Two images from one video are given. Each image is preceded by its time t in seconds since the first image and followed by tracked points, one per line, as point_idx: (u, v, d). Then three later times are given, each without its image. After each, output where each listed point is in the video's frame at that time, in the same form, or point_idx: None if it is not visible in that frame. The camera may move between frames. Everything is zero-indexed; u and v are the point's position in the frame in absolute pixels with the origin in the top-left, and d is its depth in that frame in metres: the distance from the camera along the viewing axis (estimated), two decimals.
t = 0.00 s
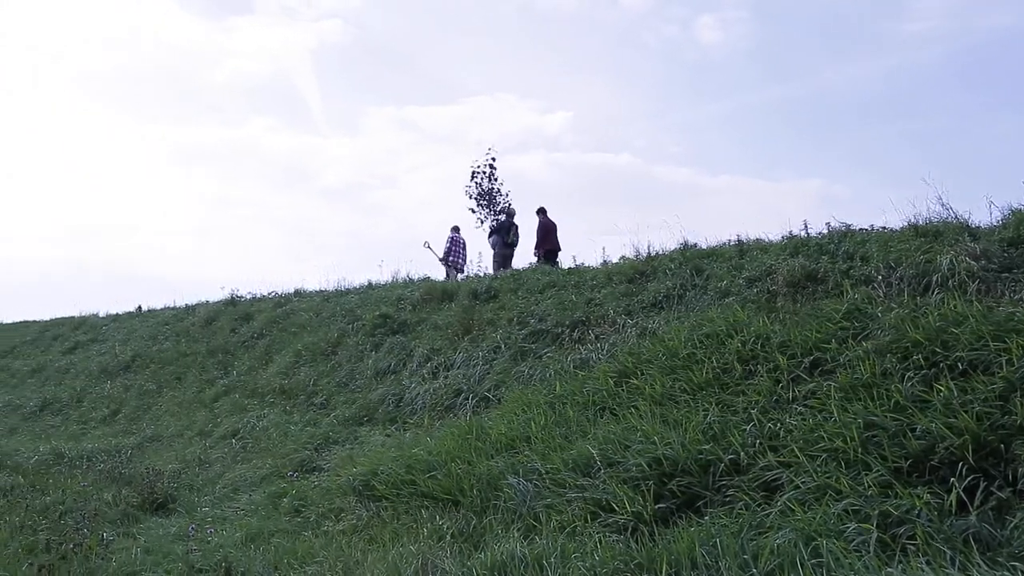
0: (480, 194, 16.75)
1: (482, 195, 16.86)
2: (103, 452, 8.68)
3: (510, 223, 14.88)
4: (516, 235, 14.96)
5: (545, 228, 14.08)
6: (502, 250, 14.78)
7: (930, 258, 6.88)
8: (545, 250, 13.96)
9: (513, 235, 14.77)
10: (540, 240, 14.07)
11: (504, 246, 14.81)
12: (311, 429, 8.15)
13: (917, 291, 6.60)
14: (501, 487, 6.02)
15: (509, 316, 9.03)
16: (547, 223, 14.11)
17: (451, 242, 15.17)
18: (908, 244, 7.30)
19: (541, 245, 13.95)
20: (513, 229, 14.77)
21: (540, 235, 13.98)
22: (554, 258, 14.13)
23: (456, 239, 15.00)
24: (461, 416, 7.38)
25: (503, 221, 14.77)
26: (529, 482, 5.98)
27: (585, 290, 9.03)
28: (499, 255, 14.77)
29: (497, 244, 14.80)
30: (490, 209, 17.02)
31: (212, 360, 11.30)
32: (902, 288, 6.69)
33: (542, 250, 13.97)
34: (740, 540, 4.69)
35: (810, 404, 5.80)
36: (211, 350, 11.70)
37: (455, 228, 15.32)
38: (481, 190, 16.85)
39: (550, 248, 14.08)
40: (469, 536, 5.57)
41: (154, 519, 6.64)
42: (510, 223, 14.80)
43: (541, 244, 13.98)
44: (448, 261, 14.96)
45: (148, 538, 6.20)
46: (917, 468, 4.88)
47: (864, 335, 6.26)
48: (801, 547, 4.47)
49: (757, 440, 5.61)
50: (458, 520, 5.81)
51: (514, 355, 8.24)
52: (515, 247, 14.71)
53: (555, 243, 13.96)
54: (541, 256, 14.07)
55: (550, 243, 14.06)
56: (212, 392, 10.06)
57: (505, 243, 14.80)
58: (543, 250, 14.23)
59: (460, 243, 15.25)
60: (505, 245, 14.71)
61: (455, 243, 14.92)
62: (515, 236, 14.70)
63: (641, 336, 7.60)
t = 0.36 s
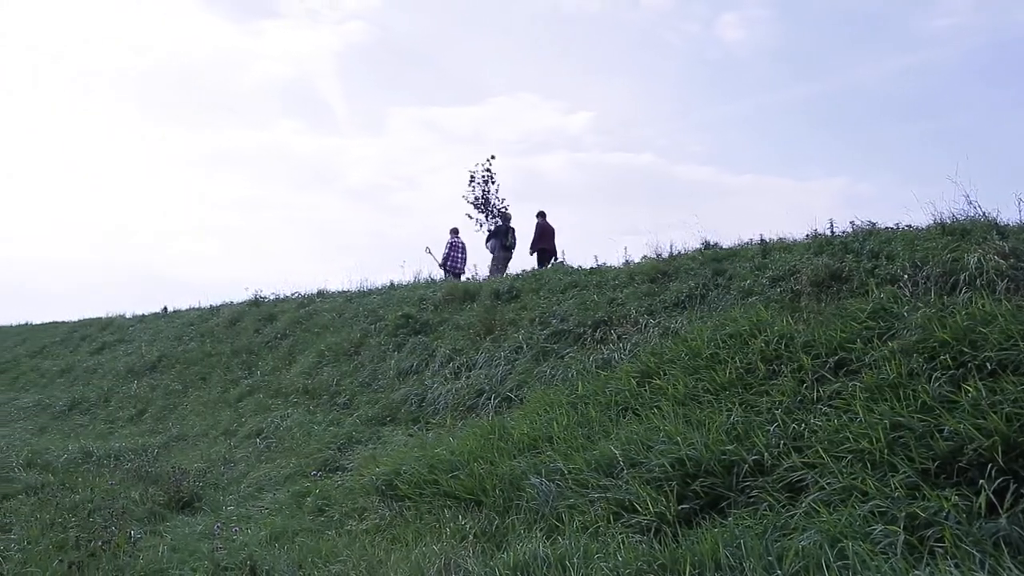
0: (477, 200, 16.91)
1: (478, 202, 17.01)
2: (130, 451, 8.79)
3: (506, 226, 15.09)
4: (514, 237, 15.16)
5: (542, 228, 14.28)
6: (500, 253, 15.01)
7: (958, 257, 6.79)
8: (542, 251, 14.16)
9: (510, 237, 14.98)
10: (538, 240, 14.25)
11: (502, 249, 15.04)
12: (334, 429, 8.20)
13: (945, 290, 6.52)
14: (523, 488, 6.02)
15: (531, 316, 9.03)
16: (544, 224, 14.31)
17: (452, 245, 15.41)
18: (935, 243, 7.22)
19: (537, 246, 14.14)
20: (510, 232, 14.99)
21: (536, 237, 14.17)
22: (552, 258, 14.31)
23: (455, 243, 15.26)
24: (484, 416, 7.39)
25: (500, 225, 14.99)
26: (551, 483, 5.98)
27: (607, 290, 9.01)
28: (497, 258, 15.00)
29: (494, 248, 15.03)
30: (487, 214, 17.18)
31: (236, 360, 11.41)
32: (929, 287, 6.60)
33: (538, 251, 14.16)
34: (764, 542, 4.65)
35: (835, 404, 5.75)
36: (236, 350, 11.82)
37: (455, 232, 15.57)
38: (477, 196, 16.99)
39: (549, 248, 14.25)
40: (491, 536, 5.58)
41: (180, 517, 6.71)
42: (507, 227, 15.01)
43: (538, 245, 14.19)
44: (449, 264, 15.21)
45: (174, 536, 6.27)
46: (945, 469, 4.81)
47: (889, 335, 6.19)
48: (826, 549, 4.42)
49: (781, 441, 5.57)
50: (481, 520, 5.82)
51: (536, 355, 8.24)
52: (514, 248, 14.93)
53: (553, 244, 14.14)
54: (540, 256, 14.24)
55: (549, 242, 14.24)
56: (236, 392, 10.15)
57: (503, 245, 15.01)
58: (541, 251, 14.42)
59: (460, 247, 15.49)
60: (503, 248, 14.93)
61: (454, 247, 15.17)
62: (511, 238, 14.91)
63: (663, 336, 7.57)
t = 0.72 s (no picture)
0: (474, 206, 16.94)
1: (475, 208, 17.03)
2: (155, 450, 8.90)
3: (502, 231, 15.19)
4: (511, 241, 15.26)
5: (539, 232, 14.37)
6: (497, 258, 15.12)
7: (984, 256, 6.70)
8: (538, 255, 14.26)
9: (506, 242, 15.08)
10: (534, 245, 14.36)
11: (499, 254, 15.14)
12: (356, 429, 8.25)
13: (971, 289, 6.43)
14: (545, 488, 6.03)
15: (552, 317, 9.04)
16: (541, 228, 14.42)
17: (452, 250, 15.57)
18: (961, 241, 7.14)
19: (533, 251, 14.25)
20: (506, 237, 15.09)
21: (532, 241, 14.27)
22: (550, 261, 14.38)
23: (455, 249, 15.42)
24: (505, 416, 7.41)
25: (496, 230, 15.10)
26: (573, 483, 5.97)
27: (628, 290, 9.00)
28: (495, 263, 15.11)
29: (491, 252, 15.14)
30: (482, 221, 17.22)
31: (259, 360, 11.51)
32: (955, 287, 6.52)
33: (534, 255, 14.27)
34: (788, 543, 4.62)
35: (859, 405, 5.70)
36: (258, 350, 11.92)
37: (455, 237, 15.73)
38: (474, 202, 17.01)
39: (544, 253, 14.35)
40: (513, 536, 5.58)
41: (205, 516, 6.77)
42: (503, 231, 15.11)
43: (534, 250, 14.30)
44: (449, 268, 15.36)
45: (199, 535, 6.33)
46: (972, 471, 4.75)
47: (914, 335, 6.13)
48: (851, 550, 4.37)
49: (805, 442, 5.53)
50: (502, 520, 5.83)
51: (557, 356, 8.23)
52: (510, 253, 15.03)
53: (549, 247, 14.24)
54: (534, 262, 14.36)
55: (544, 248, 14.33)
56: (259, 392, 10.24)
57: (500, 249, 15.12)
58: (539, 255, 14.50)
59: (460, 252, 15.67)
60: (500, 252, 15.04)
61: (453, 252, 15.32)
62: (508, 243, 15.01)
63: (685, 336, 7.55)
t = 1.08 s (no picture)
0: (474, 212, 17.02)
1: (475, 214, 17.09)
2: (180, 450, 9.00)
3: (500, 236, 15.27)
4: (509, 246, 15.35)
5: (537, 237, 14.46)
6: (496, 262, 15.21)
7: (1013, 254, 6.60)
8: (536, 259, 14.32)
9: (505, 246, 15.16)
10: (531, 249, 14.42)
11: (498, 258, 15.22)
12: (378, 429, 8.29)
13: (999, 288, 6.34)
14: (566, 488, 6.02)
15: (573, 317, 9.03)
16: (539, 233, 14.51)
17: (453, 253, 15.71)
18: (988, 239, 7.04)
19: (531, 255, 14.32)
20: (505, 241, 15.18)
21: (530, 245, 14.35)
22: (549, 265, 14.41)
23: (456, 251, 15.57)
24: (526, 416, 7.41)
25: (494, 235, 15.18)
26: (595, 484, 5.96)
27: (649, 290, 8.97)
28: (495, 267, 15.19)
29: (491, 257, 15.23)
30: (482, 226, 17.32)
31: (282, 360, 11.60)
32: (982, 286, 6.42)
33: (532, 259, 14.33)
34: (812, 545, 4.58)
35: (884, 405, 5.64)
36: (281, 350, 12.02)
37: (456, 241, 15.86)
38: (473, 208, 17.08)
39: (542, 257, 14.40)
40: (535, 536, 5.58)
41: (229, 515, 6.84)
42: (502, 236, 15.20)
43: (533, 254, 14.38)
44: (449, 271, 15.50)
45: (223, 533, 6.39)
46: (1001, 473, 4.67)
47: (941, 335, 6.05)
48: (876, 552, 4.32)
49: (829, 442, 5.48)
50: (524, 520, 5.83)
51: (579, 356, 8.22)
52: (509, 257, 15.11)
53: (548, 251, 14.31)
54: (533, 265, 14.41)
55: (542, 252, 14.40)
56: (282, 392, 10.32)
57: (500, 254, 15.20)
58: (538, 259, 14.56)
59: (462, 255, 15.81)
60: (498, 257, 15.13)
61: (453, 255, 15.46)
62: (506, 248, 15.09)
63: (707, 336, 7.51)
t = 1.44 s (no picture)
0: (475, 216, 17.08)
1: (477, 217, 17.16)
2: (207, 449, 9.10)
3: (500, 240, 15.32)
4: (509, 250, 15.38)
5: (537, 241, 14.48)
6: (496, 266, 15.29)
7: None
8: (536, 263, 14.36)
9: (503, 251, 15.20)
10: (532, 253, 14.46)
11: (499, 262, 15.29)
12: (403, 428, 8.33)
13: None
14: (591, 488, 6.02)
15: (596, 317, 9.01)
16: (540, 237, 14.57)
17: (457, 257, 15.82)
18: (1020, 237, 6.93)
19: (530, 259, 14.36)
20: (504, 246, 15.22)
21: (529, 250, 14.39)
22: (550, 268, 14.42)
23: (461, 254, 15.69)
24: (550, 416, 7.41)
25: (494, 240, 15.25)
26: (619, 484, 5.95)
27: (674, 290, 8.93)
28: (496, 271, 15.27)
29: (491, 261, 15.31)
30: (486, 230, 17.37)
31: (307, 360, 11.70)
32: (1014, 285, 6.32)
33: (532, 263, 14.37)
34: (840, 547, 4.53)
35: (913, 406, 5.57)
36: (306, 350, 12.12)
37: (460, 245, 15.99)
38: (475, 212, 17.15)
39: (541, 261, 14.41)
40: (560, 536, 5.58)
41: (257, 513, 6.91)
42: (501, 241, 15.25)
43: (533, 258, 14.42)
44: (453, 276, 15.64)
45: (250, 531, 6.46)
46: None
47: (971, 335, 5.97)
48: (906, 555, 4.27)
49: (857, 443, 5.42)
50: (549, 520, 5.83)
51: (603, 356, 8.20)
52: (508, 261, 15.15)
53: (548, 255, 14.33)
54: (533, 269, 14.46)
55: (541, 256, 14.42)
56: (307, 392, 10.41)
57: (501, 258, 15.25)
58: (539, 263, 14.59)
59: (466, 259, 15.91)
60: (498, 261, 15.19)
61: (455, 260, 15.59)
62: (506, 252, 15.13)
63: (732, 336, 7.46)
